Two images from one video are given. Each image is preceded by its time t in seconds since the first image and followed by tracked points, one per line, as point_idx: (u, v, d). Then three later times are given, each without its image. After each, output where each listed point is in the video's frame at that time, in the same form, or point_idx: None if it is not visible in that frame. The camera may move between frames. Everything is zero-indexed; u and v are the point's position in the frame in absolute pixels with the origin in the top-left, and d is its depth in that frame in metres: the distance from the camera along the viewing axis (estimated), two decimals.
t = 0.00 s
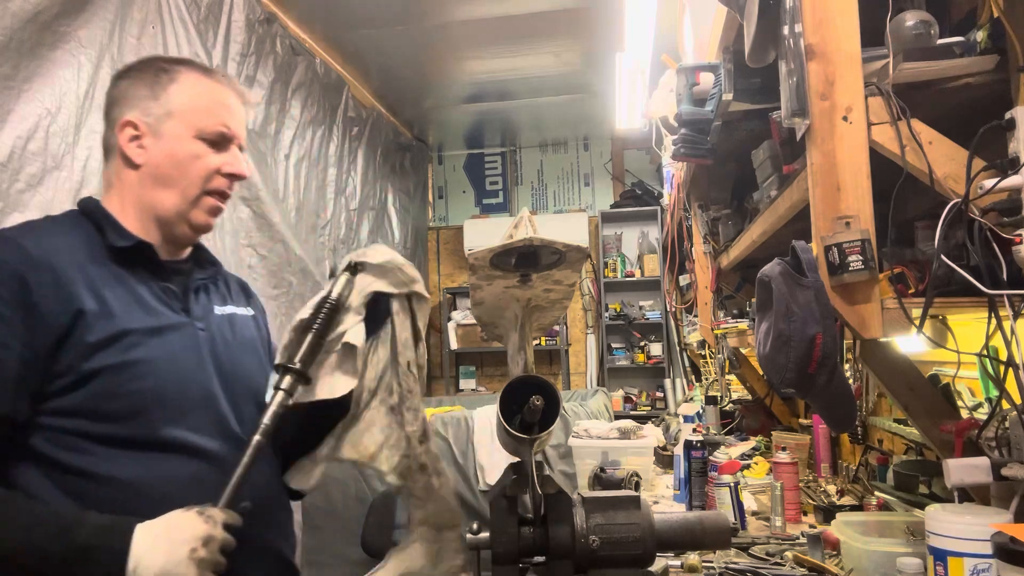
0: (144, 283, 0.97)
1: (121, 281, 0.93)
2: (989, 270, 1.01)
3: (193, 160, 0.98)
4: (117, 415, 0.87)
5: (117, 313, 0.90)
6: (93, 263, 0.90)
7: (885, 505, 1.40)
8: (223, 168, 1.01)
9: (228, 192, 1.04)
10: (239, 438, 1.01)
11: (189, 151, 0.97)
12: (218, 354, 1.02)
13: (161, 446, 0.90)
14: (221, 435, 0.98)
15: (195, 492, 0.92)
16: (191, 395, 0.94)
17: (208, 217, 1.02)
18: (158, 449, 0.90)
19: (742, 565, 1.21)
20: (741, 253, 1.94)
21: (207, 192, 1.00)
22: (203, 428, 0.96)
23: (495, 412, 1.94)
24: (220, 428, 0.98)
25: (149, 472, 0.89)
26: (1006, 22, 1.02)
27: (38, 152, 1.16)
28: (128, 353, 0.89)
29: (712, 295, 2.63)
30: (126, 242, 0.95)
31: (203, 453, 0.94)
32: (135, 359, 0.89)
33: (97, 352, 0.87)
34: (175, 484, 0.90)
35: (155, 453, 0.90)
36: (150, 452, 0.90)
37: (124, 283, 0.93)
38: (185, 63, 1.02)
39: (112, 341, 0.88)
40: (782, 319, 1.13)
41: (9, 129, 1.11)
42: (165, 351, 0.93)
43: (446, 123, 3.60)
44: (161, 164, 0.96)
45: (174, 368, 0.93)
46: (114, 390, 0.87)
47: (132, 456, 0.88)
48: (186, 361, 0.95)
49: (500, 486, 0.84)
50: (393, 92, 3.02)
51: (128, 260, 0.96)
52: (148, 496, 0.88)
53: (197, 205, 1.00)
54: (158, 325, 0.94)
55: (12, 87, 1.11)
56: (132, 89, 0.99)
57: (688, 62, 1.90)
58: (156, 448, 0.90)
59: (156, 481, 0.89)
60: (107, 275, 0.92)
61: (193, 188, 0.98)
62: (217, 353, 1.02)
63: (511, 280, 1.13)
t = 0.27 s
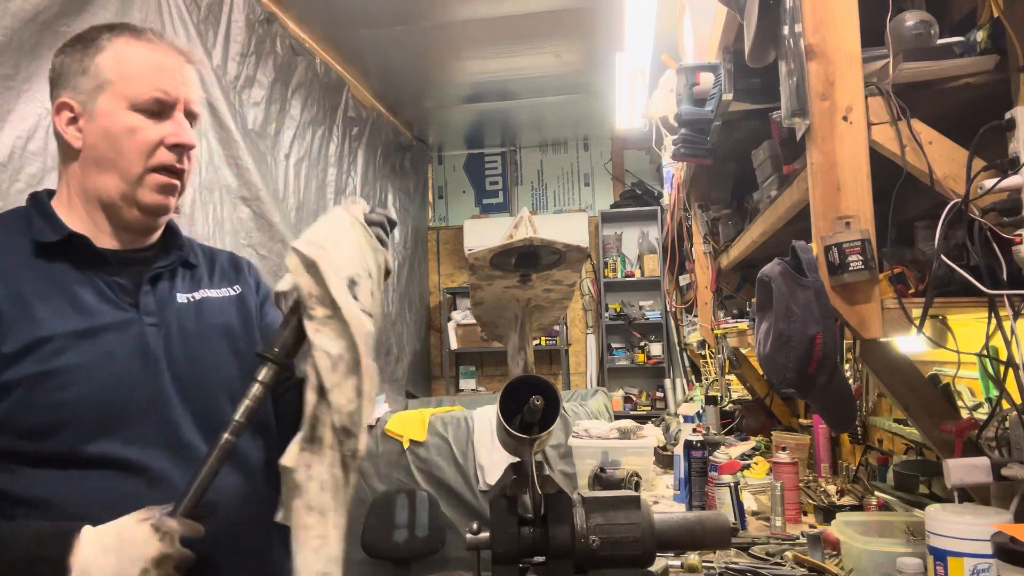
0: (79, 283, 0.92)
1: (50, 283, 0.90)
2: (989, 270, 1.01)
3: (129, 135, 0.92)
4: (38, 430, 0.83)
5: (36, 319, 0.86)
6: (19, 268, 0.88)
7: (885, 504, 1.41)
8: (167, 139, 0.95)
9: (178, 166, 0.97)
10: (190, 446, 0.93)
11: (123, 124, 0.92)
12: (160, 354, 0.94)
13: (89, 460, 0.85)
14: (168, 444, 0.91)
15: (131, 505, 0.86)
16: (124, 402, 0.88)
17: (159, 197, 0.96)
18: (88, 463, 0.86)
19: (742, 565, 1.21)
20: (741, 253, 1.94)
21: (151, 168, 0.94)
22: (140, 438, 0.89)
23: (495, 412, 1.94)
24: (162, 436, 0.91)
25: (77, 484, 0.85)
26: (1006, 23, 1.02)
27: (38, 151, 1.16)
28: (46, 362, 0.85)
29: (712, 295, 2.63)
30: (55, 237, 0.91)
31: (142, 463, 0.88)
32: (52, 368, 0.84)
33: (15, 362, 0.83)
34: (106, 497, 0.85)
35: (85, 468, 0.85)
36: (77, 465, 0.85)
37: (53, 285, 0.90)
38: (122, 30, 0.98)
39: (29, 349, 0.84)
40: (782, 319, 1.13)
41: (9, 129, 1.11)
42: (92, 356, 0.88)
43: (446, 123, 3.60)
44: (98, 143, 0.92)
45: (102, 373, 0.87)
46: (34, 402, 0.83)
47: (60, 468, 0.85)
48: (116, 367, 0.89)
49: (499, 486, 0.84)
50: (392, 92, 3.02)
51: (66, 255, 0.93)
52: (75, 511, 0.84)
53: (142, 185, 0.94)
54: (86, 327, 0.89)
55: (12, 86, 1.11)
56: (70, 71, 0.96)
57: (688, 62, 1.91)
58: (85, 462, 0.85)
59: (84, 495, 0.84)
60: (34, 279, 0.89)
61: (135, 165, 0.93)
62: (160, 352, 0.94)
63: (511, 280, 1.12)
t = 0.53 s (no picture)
0: (64, 288, 0.93)
1: (38, 287, 0.91)
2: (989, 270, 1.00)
3: (126, 117, 0.90)
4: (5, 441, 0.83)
5: (16, 323, 0.88)
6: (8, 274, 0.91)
7: (885, 504, 1.41)
8: (162, 117, 0.91)
9: (175, 147, 0.92)
10: (156, 464, 0.87)
11: (120, 104, 0.91)
12: (138, 361, 0.90)
13: (53, 474, 0.83)
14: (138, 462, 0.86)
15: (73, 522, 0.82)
16: (83, 411, 0.85)
17: (158, 178, 0.92)
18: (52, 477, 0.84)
19: (742, 565, 1.21)
20: (741, 253, 1.94)
21: (148, 149, 0.91)
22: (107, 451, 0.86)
23: (495, 412, 1.94)
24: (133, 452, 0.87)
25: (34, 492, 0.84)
26: (1006, 23, 1.02)
27: (38, 151, 1.17)
28: (19, 368, 0.85)
29: (712, 295, 2.64)
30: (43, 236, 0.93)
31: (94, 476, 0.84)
32: (23, 376, 0.85)
33: None
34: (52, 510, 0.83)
35: (50, 481, 0.84)
36: (38, 474, 0.83)
37: (37, 289, 0.91)
38: (122, 4, 0.96)
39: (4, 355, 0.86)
40: (782, 319, 1.13)
41: (9, 129, 1.12)
42: (61, 361, 0.87)
43: (447, 123, 3.60)
44: (100, 129, 0.91)
45: (71, 380, 0.86)
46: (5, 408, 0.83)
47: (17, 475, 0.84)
48: (86, 376, 0.87)
49: (499, 486, 0.84)
50: (392, 92, 3.02)
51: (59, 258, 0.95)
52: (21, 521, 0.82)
53: (140, 168, 0.91)
54: (62, 331, 0.89)
55: (12, 87, 1.11)
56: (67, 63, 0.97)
57: (688, 62, 1.91)
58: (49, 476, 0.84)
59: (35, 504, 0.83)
60: (25, 281, 0.91)
61: (130, 147, 0.90)
62: (136, 360, 0.90)
63: (511, 280, 1.13)
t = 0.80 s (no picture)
0: (99, 288, 0.87)
1: (72, 285, 0.86)
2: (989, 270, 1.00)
3: (172, 93, 0.83)
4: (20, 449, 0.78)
5: (46, 321, 0.83)
6: (44, 268, 0.87)
7: (885, 505, 1.41)
8: (206, 92, 0.81)
9: (218, 125, 0.81)
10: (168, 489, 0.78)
11: (166, 78, 0.83)
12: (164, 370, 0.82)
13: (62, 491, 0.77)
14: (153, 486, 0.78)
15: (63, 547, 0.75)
16: (93, 423, 0.78)
17: (202, 160, 0.81)
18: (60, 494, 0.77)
19: (742, 565, 1.21)
20: (742, 253, 1.94)
21: (192, 127, 0.81)
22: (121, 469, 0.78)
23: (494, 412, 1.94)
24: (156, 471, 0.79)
25: (39, 504, 0.78)
26: (1006, 23, 1.02)
27: (37, 151, 1.16)
28: (44, 371, 0.80)
29: (712, 295, 2.64)
30: (84, 227, 0.89)
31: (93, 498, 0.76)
32: (47, 378, 0.80)
33: (18, 367, 0.81)
34: (48, 531, 0.76)
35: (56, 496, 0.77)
36: (47, 489, 0.77)
37: (73, 285, 0.86)
38: None
39: (29, 355, 0.81)
40: (782, 319, 1.13)
41: (9, 128, 1.11)
42: (83, 367, 0.81)
43: (447, 122, 3.60)
44: (151, 110, 0.84)
45: (95, 387, 0.80)
46: (25, 411, 0.79)
47: (21, 488, 0.78)
48: (110, 384, 0.80)
49: (499, 486, 0.83)
50: (393, 92, 3.02)
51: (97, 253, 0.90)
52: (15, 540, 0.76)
53: (185, 149, 0.81)
54: (91, 334, 0.83)
55: (12, 86, 1.11)
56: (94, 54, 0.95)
57: (689, 62, 1.91)
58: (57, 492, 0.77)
59: (33, 522, 0.76)
60: (64, 278, 0.87)
61: (173, 127, 0.82)
62: (164, 369, 0.82)
63: (511, 280, 1.12)
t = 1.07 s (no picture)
0: (164, 265, 0.78)
1: (138, 257, 0.78)
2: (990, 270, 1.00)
3: (254, 52, 0.74)
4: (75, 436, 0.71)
5: (107, 297, 0.76)
6: (113, 238, 0.80)
7: (886, 505, 1.42)
8: (289, 51, 0.71)
9: (303, 90, 0.71)
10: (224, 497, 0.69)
11: (250, 35, 0.74)
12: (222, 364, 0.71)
13: (110, 490, 0.69)
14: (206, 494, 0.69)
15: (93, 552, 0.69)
16: (143, 419, 0.69)
17: (280, 129, 0.71)
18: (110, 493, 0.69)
19: (743, 565, 1.21)
20: (742, 253, 1.94)
21: (273, 92, 0.71)
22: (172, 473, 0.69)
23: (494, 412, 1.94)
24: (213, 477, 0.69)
25: (84, 499, 0.71)
26: (1006, 23, 1.02)
27: (37, 151, 1.16)
28: (98, 355, 0.72)
29: (712, 295, 2.64)
30: (158, 195, 0.81)
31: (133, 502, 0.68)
32: (100, 363, 0.72)
33: (74, 348, 0.74)
34: (88, 529, 0.70)
35: (107, 495, 0.70)
36: (97, 486, 0.70)
37: (140, 259, 0.78)
38: None
39: (84, 335, 0.74)
40: (782, 319, 1.13)
41: (8, 128, 1.12)
42: (140, 353, 0.72)
43: (447, 122, 3.59)
44: (235, 74, 0.76)
45: (148, 378, 0.70)
46: (81, 398, 0.72)
47: (71, 478, 0.72)
48: (164, 374, 0.71)
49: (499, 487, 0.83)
50: (392, 92, 3.02)
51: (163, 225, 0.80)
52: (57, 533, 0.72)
53: (264, 117, 0.72)
54: (151, 315, 0.74)
55: (11, 86, 1.11)
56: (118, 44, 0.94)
57: (689, 62, 1.91)
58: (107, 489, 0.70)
59: (78, 518, 0.71)
60: (130, 251, 0.79)
61: (254, 92, 0.73)
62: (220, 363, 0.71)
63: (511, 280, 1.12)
